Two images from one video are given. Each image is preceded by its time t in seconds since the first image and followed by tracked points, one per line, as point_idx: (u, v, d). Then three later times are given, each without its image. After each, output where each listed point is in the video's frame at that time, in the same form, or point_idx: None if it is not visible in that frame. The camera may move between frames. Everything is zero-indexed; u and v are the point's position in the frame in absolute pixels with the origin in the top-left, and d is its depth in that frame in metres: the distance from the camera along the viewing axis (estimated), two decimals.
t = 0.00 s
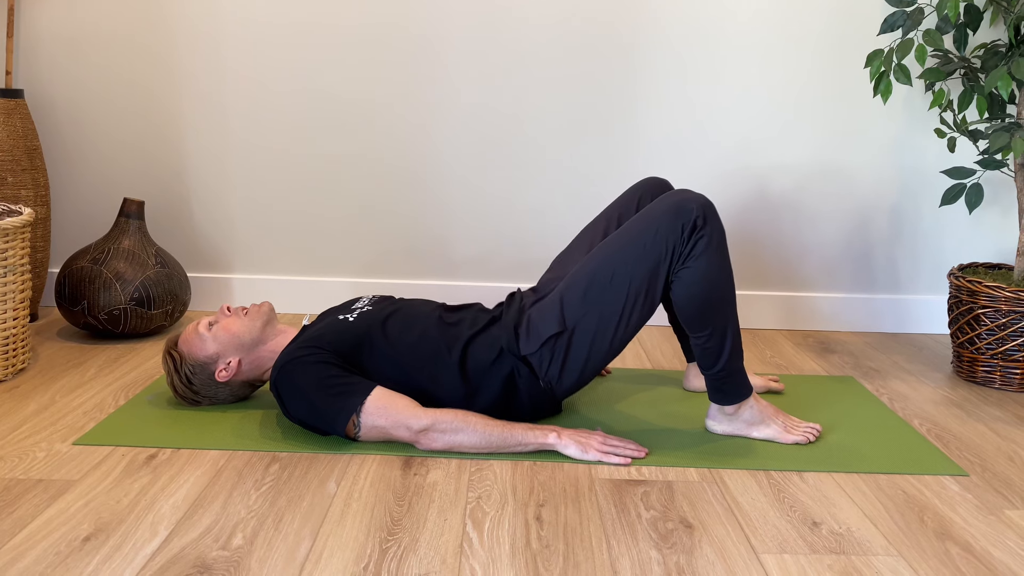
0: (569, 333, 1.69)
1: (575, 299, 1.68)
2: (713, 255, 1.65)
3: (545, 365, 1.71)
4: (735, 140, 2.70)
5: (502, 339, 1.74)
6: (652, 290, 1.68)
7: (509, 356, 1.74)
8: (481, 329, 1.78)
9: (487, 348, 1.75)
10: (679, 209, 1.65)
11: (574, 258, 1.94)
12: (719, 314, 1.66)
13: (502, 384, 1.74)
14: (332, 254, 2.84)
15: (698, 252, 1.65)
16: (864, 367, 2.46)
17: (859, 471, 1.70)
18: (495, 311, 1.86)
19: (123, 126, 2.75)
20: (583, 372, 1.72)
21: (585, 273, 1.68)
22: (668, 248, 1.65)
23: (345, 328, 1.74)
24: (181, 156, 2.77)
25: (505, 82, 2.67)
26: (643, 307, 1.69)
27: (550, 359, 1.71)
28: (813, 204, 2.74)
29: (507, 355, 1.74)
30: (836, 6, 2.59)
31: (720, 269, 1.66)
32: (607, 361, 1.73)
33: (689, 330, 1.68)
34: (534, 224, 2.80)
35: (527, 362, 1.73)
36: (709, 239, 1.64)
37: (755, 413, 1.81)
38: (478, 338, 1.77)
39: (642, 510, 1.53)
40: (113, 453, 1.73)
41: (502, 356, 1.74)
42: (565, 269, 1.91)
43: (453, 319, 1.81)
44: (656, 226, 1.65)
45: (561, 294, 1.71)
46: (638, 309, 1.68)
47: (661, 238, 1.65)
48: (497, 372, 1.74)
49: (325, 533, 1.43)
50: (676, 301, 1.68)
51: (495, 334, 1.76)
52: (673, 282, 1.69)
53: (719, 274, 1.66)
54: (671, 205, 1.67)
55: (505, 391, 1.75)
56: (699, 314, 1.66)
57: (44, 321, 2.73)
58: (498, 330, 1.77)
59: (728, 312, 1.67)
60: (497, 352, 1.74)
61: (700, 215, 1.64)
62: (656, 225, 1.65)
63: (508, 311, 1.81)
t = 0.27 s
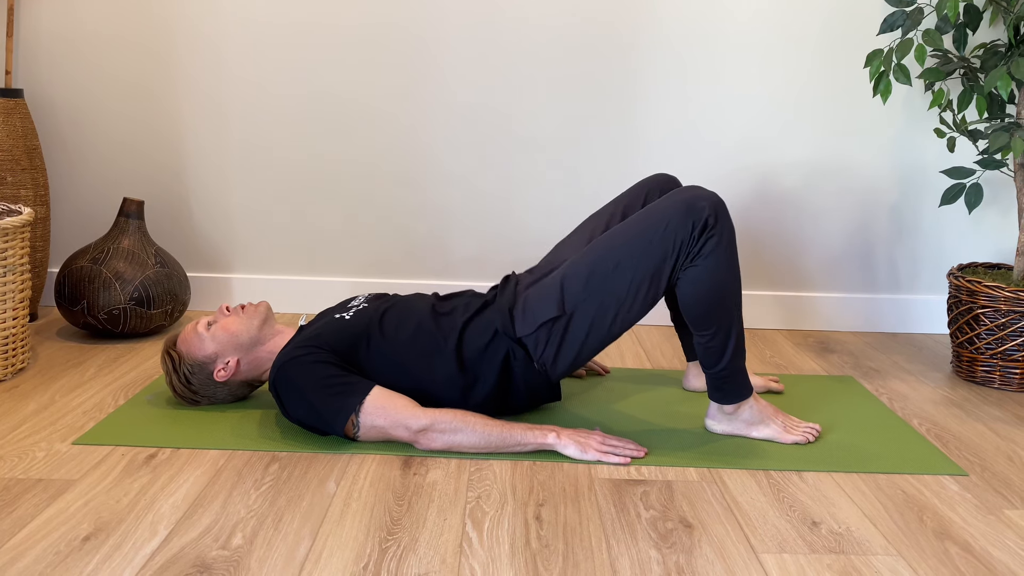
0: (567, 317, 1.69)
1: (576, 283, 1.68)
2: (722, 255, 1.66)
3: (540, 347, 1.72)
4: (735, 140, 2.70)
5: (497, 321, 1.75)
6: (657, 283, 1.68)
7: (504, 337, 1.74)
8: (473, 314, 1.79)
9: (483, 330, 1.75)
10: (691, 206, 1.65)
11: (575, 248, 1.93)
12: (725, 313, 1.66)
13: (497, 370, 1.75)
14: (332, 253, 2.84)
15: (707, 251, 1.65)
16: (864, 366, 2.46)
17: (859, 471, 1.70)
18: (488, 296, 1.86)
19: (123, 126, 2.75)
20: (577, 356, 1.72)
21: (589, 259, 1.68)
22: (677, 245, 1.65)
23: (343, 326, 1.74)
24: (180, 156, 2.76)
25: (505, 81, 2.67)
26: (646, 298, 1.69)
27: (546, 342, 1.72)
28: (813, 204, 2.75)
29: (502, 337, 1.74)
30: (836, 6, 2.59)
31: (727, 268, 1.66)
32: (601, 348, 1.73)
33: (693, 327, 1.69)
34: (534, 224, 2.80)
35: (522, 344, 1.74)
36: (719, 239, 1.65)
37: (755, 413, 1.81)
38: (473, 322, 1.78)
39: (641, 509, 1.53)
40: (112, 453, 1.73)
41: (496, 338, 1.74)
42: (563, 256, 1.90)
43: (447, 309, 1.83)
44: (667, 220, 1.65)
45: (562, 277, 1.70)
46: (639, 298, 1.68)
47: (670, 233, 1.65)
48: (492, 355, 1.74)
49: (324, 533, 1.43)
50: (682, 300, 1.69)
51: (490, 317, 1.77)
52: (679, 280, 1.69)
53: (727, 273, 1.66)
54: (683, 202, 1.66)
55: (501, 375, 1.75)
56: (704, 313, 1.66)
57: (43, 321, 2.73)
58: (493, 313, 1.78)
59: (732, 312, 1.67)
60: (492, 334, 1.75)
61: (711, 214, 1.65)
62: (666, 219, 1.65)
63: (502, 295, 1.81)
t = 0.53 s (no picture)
0: (566, 304, 1.67)
1: (576, 269, 1.67)
2: (726, 255, 1.66)
3: (535, 331, 1.70)
4: (734, 140, 2.70)
5: (492, 305, 1.74)
6: (659, 275, 1.67)
7: (499, 322, 1.73)
8: (467, 301, 1.79)
9: (477, 315, 1.75)
10: (698, 204, 1.65)
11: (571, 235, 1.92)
12: (727, 313, 1.66)
13: (492, 357, 1.74)
14: (332, 252, 2.84)
15: (711, 251, 1.65)
16: (864, 366, 2.46)
17: (858, 471, 1.70)
18: (480, 281, 1.85)
19: (123, 126, 2.75)
20: (572, 343, 1.71)
21: (591, 248, 1.67)
22: (682, 241, 1.65)
23: (339, 325, 1.75)
24: (180, 155, 2.76)
25: (504, 81, 2.67)
26: (647, 289, 1.68)
27: (542, 326, 1.70)
28: (813, 204, 2.75)
29: (496, 321, 1.73)
30: (836, 6, 2.59)
31: (732, 268, 1.67)
32: (597, 336, 1.72)
33: (695, 326, 1.69)
34: (534, 223, 2.80)
35: (517, 328, 1.73)
36: (724, 239, 1.65)
37: (754, 413, 1.81)
38: (467, 309, 1.77)
39: (641, 509, 1.53)
40: (112, 453, 1.73)
41: (490, 322, 1.73)
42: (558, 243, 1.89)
43: (438, 299, 1.82)
44: (673, 216, 1.65)
45: (562, 263, 1.69)
46: (638, 290, 1.68)
47: (675, 229, 1.65)
48: (488, 340, 1.73)
49: (324, 533, 1.43)
50: (685, 299, 1.69)
51: (485, 301, 1.76)
52: (681, 279, 1.70)
53: (729, 274, 1.66)
54: (689, 199, 1.66)
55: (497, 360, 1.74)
56: (705, 313, 1.66)
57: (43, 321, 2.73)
58: (488, 297, 1.76)
59: (735, 313, 1.67)
60: (486, 320, 1.73)
61: (718, 213, 1.65)
62: (672, 216, 1.65)
63: (497, 280, 1.80)
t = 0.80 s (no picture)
0: (560, 294, 1.68)
1: (573, 260, 1.67)
2: (726, 256, 1.66)
3: (529, 319, 1.71)
4: (734, 141, 2.70)
5: (485, 293, 1.74)
6: (656, 270, 1.67)
7: (491, 309, 1.73)
8: (460, 290, 1.78)
9: (471, 303, 1.74)
10: (698, 204, 1.65)
11: (564, 225, 1.91)
12: (727, 314, 1.66)
13: (485, 347, 1.73)
14: (331, 251, 2.84)
15: (711, 252, 1.66)
16: (863, 367, 2.46)
17: (858, 471, 1.71)
18: (472, 270, 1.84)
19: (123, 126, 2.75)
20: (566, 333, 1.71)
21: (589, 240, 1.67)
22: (681, 239, 1.65)
23: (335, 324, 1.75)
24: (179, 155, 2.76)
25: (504, 81, 2.67)
26: (644, 282, 1.68)
27: (535, 315, 1.70)
28: (813, 204, 2.75)
29: (490, 308, 1.73)
30: (836, 7, 2.59)
31: (731, 269, 1.67)
32: (591, 328, 1.73)
33: (695, 326, 1.69)
34: (534, 223, 2.79)
35: (510, 315, 1.72)
36: (724, 240, 1.65)
37: (754, 413, 1.81)
38: (461, 299, 1.76)
39: (640, 509, 1.53)
40: (111, 453, 1.73)
41: (483, 310, 1.73)
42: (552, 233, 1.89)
43: (430, 290, 1.82)
44: (673, 214, 1.65)
45: (558, 253, 1.69)
46: (634, 283, 1.68)
47: (675, 226, 1.65)
48: (481, 329, 1.73)
49: (323, 533, 1.43)
50: (684, 300, 1.69)
51: (477, 289, 1.76)
52: (681, 280, 1.70)
53: (729, 275, 1.66)
54: (689, 198, 1.66)
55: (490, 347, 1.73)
56: (705, 313, 1.66)
57: (42, 321, 2.73)
58: (481, 285, 1.76)
59: (734, 313, 1.67)
60: (479, 309, 1.73)
61: (718, 214, 1.65)
62: (672, 215, 1.65)
63: (489, 268, 1.79)
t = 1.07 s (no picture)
0: (556, 289, 1.68)
1: (570, 254, 1.67)
2: (723, 256, 1.66)
3: (524, 313, 1.70)
4: (734, 141, 2.70)
5: (480, 286, 1.74)
6: (652, 268, 1.67)
7: (486, 302, 1.72)
8: (455, 284, 1.78)
9: (465, 296, 1.74)
10: (697, 203, 1.65)
11: (560, 222, 1.91)
12: (725, 314, 1.66)
13: (480, 341, 1.73)
14: (331, 251, 2.84)
15: (708, 253, 1.66)
16: (863, 367, 2.46)
17: (857, 471, 1.71)
18: (467, 264, 1.84)
19: (123, 126, 2.75)
20: (560, 328, 1.70)
21: (585, 235, 1.67)
22: (679, 237, 1.65)
23: (331, 323, 1.75)
24: (179, 155, 2.76)
25: (503, 81, 2.67)
26: (641, 279, 1.68)
27: (530, 309, 1.69)
28: (812, 204, 2.75)
29: (484, 302, 1.72)
30: (836, 7, 2.59)
31: (729, 269, 1.67)
32: (585, 325, 1.73)
33: (693, 326, 1.69)
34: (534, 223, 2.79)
35: (505, 308, 1.72)
36: (722, 241, 1.66)
37: (753, 413, 1.81)
38: (455, 292, 1.76)
39: (640, 509, 1.53)
40: (111, 453, 1.73)
41: (478, 303, 1.73)
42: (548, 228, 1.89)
43: (424, 286, 1.81)
44: (671, 213, 1.65)
45: (555, 247, 1.69)
46: (630, 280, 1.68)
47: (673, 225, 1.65)
48: (475, 323, 1.73)
49: (323, 533, 1.43)
50: (683, 300, 1.69)
51: (472, 282, 1.75)
52: (678, 281, 1.70)
53: (727, 275, 1.66)
54: (688, 198, 1.66)
55: (485, 341, 1.72)
56: (704, 312, 1.66)
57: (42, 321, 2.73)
58: (476, 277, 1.76)
59: (733, 313, 1.67)
60: (474, 302, 1.73)
61: (717, 214, 1.65)
62: (670, 213, 1.65)
63: (484, 262, 1.79)
